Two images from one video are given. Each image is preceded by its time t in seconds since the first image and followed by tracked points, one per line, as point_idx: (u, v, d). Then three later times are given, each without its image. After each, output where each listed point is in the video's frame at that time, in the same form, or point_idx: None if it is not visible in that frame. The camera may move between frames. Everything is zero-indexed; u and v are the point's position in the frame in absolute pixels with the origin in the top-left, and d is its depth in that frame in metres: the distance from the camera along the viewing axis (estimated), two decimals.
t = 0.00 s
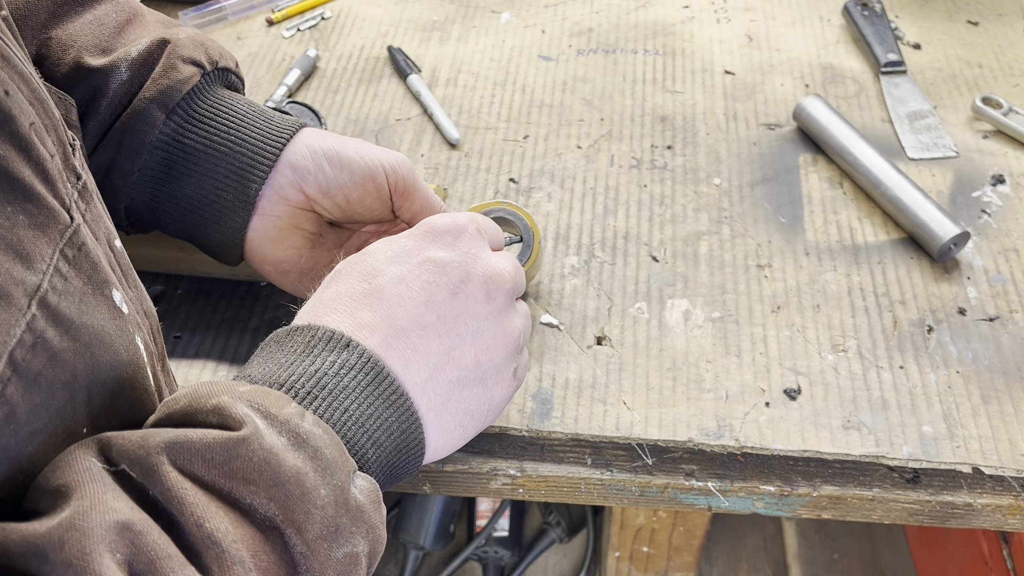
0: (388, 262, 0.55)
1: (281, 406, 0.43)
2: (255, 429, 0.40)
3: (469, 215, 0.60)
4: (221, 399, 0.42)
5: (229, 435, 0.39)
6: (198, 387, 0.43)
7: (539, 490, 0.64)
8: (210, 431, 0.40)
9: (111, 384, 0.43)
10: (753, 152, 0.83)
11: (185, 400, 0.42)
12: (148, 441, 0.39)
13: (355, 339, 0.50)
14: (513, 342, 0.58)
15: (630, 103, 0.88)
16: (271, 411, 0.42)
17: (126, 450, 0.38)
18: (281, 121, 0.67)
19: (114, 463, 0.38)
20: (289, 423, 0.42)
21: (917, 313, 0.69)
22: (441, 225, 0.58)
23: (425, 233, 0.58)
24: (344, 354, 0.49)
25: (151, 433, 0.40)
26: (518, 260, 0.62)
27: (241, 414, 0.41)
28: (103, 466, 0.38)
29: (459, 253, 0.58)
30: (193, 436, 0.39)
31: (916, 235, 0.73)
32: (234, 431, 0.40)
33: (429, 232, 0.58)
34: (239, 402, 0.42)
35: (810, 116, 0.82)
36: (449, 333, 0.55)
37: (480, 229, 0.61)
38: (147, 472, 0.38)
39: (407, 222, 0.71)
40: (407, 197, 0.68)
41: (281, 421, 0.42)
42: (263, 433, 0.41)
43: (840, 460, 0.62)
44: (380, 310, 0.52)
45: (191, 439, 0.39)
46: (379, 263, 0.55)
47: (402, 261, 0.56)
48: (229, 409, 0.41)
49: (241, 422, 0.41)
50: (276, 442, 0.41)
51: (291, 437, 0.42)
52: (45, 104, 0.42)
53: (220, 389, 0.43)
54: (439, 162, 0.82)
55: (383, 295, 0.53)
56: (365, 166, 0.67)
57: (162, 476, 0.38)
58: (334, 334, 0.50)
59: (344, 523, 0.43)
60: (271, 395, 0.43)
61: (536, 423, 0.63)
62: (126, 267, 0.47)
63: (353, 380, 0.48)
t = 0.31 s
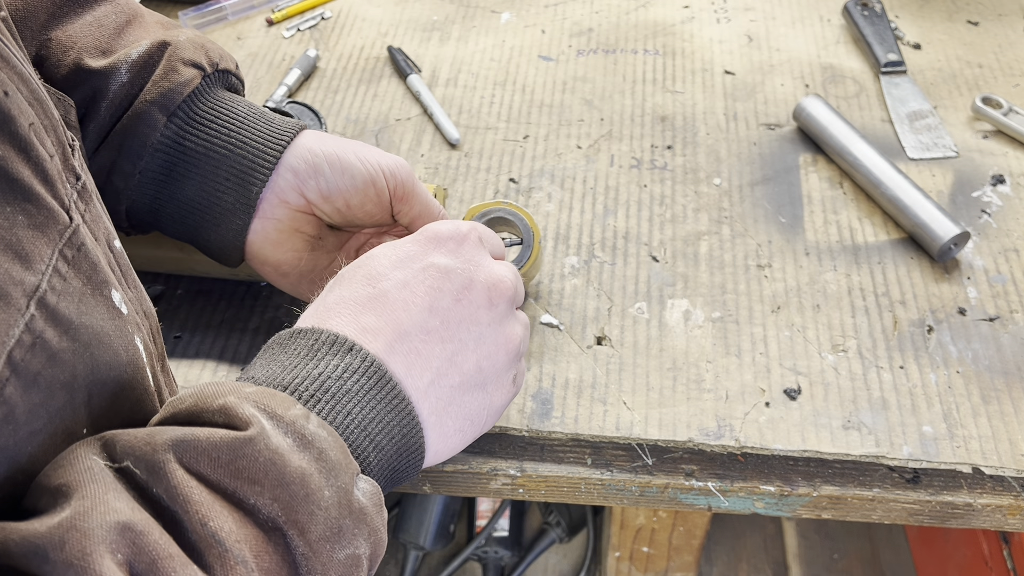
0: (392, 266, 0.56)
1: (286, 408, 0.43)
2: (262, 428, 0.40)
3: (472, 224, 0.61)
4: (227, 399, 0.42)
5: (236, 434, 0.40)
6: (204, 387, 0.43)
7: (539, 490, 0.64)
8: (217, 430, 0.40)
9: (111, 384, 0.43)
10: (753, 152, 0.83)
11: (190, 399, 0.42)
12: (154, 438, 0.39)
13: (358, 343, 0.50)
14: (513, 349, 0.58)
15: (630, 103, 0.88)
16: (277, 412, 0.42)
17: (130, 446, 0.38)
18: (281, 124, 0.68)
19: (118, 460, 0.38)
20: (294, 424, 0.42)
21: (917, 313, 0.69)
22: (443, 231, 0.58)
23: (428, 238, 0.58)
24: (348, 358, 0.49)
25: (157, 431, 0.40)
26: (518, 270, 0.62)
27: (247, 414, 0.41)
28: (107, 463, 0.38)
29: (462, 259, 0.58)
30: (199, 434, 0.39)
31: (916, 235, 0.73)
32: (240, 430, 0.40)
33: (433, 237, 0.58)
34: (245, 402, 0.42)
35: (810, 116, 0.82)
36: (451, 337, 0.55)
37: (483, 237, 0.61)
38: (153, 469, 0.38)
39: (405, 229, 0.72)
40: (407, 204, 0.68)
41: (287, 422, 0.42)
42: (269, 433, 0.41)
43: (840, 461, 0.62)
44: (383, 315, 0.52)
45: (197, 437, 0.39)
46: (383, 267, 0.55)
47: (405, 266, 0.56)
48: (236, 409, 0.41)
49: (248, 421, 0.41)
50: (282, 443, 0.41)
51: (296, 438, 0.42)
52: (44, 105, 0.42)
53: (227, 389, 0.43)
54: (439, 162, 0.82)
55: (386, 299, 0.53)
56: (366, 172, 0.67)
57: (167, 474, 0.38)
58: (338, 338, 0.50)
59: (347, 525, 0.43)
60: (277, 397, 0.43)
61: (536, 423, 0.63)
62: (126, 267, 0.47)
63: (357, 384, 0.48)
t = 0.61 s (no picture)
0: (393, 297, 0.55)
1: (313, 442, 0.43)
2: (291, 462, 0.41)
3: (474, 252, 0.61)
4: (257, 427, 0.42)
5: (267, 465, 0.40)
6: (234, 411, 0.43)
7: (539, 490, 0.64)
8: (249, 459, 0.40)
9: (103, 397, 0.42)
10: (753, 152, 0.83)
11: (218, 421, 0.42)
12: (188, 461, 0.39)
13: (369, 378, 0.50)
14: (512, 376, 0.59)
15: (630, 103, 0.88)
16: (304, 446, 0.43)
17: (157, 464, 0.38)
18: (277, 116, 0.68)
19: (141, 473, 0.38)
20: (318, 459, 0.43)
21: (917, 313, 0.69)
22: (444, 262, 0.58)
23: (427, 267, 0.58)
24: (360, 393, 0.49)
25: (187, 452, 0.39)
26: (524, 286, 0.61)
27: (278, 446, 0.41)
28: (130, 476, 0.38)
29: (462, 287, 0.58)
30: (232, 462, 0.39)
31: (916, 235, 0.73)
32: (270, 461, 0.40)
33: (432, 266, 0.58)
34: (275, 433, 0.42)
35: (810, 116, 0.82)
36: (453, 366, 0.55)
37: (484, 262, 0.61)
38: (178, 490, 0.38)
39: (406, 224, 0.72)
40: (407, 195, 0.68)
41: (312, 456, 0.43)
42: (296, 467, 0.41)
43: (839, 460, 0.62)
44: (385, 348, 0.52)
45: (229, 466, 0.39)
46: (384, 299, 0.55)
47: (406, 296, 0.56)
48: (266, 439, 0.41)
49: (278, 453, 0.41)
50: (306, 477, 0.41)
51: (318, 472, 0.42)
52: (57, 118, 0.42)
53: (256, 417, 0.43)
54: (439, 162, 0.82)
55: (389, 332, 0.53)
56: (362, 163, 0.67)
57: (197, 499, 0.38)
58: (349, 372, 0.49)
59: (353, 560, 0.43)
60: (303, 430, 0.44)
61: (536, 423, 0.63)
62: (129, 276, 0.47)
63: (367, 419, 0.48)
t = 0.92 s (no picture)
0: (384, 328, 0.53)
1: (333, 478, 0.44)
2: (314, 499, 0.42)
3: (457, 273, 0.57)
4: (284, 459, 0.43)
5: (293, 500, 0.41)
6: (263, 441, 0.43)
7: (539, 490, 0.63)
8: (277, 493, 0.40)
9: (102, 414, 0.41)
10: (753, 152, 0.83)
11: (246, 447, 0.43)
12: (221, 492, 0.39)
13: (378, 413, 0.50)
14: (508, 390, 0.57)
15: (630, 103, 0.88)
16: (326, 482, 0.43)
17: (188, 488, 0.39)
18: (275, 113, 0.67)
19: (171, 496, 0.39)
20: (337, 495, 0.44)
21: (916, 313, 0.69)
22: (429, 288, 0.55)
23: (412, 295, 0.55)
24: (369, 428, 0.49)
25: (219, 480, 0.40)
26: (513, 295, 0.59)
27: (303, 481, 0.42)
28: (159, 498, 0.38)
29: (450, 314, 0.55)
30: (262, 496, 0.40)
31: (916, 235, 0.73)
32: (296, 495, 0.41)
33: (417, 295, 0.55)
34: (301, 468, 0.43)
35: (809, 116, 0.82)
36: (449, 390, 0.54)
37: (470, 279, 0.58)
38: (206, 516, 0.39)
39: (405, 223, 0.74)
40: (405, 192, 0.69)
41: (332, 492, 0.43)
42: (318, 504, 0.42)
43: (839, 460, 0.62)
44: (378, 379, 0.51)
45: (259, 498, 0.40)
46: (376, 329, 0.53)
47: (397, 326, 0.54)
48: (293, 473, 0.42)
49: (303, 488, 0.42)
50: (325, 513, 0.42)
51: (336, 508, 0.43)
52: (71, 139, 0.39)
53: (283, 449, 0.43)
54: (439, 162, 0.83)
55: (380, 362, 0.52)
56: (360, 160, 0.67)
57: (225, 529, 0.38)
58: (361, 407, 0.49)
59: None
60: (325, 466, 0.44)
61: (536, 423, 0.63)
62: (138, 291, 0.45)
63: (374, 455, 0.48)
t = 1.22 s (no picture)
0: (374, 324, 0.52)
1: (330, 477, 0.44)
2: (312, 498, 0.42)
3: (447, 266, 0.55)
4: (282, 458, 0.42)
5: (291, 499, 0.40)
6: (260, 439, 0.43)
7: (539, 490, 0.63)
8: (274, 492, 0.40)
9: (99, 411, 0.40)
10: (753, 152, 0.83)
11: (244, 445, 0.42)
12: (219, 490, 0.39)
13: (375, 411, 0.50)
14: (501, 379, 0.57)
15: (630, 104, 0.88)
16: (323, 480, 0.43)
17: (187, 487, 0.39)
18: (207, 75, 0.61)
19: (170, 494, 0.39)
20: (335, 493, 0.44)
21: (916, 313, 0.69)
22: (415, 282, 0.54)
23: (400, 290, 0.53)
24: (366, 426, 0.49)
25: (217, 478, 0.40)
26: (500, 289, 0.58)
27: (300, 480, 0.42)
28: (159, 497, 0.38)
29: (439, 308, 0.54)
30: (260, 495, 0.40)
31: (916, 235, 0.73)
32: (294, 494, 0.41)
33: (405, 290, 0.53)
34: (298, 466, 0.43)
35: (809, 116, 0.82)
36: (443, 384, 0.53)
37: (459, 274, 0.56)
38: (205, 515, 0.39)
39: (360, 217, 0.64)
40: (328, 184, 0.62)
41: (329, 491, 0.43)
42: (315, 502, 0.42)
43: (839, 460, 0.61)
44: (372, 377, 0.51)
45: (257, 497, 0.39)
46: (366, 326, 0.52)
47: (385, 321, 0.52)
48: (290, 471, 0.42)
49: (300, 487, 0.41)
50: (322, 511, 0.42)
51: (333, 507, 0.43)
52: (68, 139, 0.39)
53: (280, 448, 0.43)
54: (439, 162, 0.83)
55: (371, 359, 0.51)
56: (282, 144, 0.61)
57: (223, 528, 0.38)
58: (357, 405, 0.49)
59: None
60: (322, 464, 0.44)
61: (536, 422, 0.63)
62: (135, 290, 0.45)
63: (371, 452, 0.48)
